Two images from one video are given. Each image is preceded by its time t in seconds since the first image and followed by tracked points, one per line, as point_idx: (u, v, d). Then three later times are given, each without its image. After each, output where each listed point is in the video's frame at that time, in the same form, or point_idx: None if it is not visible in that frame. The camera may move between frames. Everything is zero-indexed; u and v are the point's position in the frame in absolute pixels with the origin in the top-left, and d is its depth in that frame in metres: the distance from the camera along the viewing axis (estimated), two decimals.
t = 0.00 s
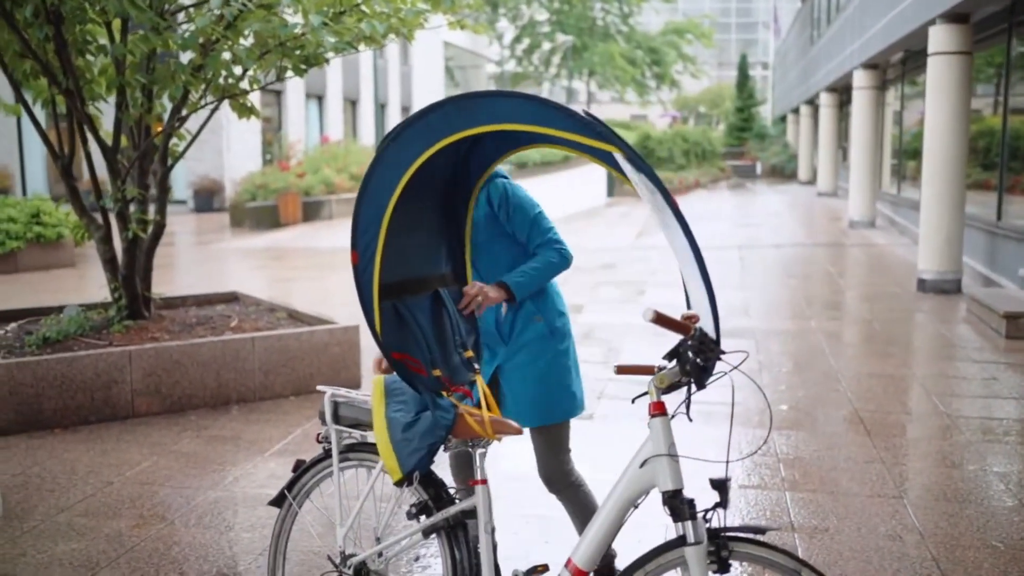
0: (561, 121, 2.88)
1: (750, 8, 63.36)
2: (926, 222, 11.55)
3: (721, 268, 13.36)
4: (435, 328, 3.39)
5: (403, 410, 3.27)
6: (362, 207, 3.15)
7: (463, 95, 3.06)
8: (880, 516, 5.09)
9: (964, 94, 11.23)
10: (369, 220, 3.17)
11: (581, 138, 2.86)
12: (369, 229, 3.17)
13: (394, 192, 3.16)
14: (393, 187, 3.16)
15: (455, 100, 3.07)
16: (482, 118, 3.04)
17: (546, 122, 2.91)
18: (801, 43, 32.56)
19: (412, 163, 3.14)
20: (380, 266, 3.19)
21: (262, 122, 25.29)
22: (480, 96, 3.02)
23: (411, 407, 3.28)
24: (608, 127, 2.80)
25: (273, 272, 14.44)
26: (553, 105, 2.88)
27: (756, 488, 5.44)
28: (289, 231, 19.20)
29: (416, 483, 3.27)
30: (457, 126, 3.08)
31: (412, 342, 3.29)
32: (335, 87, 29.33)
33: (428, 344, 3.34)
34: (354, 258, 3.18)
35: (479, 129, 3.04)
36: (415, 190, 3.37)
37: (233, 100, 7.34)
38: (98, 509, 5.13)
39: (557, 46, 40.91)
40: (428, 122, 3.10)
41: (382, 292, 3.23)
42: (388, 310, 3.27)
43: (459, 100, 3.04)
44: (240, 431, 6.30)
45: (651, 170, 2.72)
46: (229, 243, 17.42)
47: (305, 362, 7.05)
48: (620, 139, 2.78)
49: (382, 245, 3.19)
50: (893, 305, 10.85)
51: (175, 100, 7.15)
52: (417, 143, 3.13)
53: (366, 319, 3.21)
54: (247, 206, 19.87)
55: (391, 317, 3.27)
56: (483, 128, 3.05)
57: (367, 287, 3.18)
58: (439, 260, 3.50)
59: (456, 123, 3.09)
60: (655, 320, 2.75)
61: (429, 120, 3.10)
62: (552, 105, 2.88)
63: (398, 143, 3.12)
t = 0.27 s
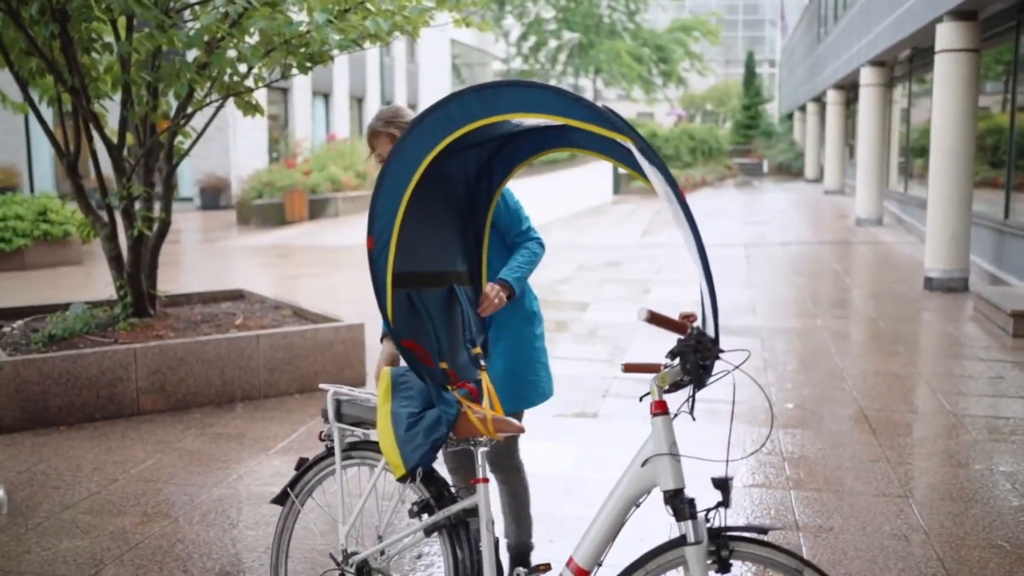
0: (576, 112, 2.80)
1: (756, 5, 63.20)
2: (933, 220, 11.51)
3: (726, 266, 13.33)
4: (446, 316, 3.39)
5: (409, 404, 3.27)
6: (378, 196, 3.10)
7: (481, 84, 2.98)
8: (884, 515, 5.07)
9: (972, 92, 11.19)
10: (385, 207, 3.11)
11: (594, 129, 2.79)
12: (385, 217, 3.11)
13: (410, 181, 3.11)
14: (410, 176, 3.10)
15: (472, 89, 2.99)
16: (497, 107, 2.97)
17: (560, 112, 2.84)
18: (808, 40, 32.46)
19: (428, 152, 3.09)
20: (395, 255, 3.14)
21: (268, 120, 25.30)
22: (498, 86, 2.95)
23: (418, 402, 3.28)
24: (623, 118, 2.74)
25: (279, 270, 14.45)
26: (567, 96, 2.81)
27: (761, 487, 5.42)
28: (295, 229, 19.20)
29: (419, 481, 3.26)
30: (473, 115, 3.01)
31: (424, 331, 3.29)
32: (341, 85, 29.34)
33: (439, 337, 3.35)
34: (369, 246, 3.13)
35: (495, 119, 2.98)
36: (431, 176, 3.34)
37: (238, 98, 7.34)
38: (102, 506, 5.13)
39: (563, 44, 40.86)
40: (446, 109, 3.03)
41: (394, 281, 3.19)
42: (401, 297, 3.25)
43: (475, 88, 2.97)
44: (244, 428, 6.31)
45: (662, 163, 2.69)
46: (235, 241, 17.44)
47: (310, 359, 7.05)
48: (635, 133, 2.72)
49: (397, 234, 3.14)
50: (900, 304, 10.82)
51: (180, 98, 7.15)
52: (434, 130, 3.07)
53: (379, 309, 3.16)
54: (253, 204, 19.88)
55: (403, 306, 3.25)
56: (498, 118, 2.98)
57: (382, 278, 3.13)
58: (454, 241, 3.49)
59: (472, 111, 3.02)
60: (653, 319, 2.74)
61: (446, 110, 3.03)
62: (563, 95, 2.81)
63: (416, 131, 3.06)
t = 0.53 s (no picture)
0: (579, 112, 2.75)
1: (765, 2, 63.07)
2: (941, 218, 11.47)
3: (734, 264, 13.31)
4: (452, 315, 3.38)
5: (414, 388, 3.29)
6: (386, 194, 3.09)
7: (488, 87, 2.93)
8: (891, 514, 5.06)
9: (981, 89, 11.14)
10: (392, 204, 3.09)
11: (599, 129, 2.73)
12: (392, 213, 3.10)
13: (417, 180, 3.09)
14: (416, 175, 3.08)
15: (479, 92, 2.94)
16: (501, 106, 2.92)
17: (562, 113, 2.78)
18: (817, 38, 32.38)
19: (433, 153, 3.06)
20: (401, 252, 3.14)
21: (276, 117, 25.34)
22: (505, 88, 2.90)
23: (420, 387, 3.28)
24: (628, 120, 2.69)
25: (286, 267, 14.47)
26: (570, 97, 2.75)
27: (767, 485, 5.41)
28: (302, 226, 19.23)
29: (423, 478, 3.26)
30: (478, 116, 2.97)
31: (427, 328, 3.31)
32: (349, 82, 29.36)
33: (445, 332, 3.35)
34: (377, 240, 3.12)
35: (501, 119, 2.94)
36: (442, 177, 3.32)
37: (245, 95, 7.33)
38: (108, 502, 5.14)
39: (571, 41, 40.84)
40: (456, 109, 2.98)
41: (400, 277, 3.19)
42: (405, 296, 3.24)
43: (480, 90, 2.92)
44: (251, 425, 6.31)
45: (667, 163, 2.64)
46: (243, 238, 17.46)
47: (316, 356, 7.06)
48: (642, 133, 2.66)
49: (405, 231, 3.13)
50: (909, 302, 10.78)
51: (187, 95, 7.15)
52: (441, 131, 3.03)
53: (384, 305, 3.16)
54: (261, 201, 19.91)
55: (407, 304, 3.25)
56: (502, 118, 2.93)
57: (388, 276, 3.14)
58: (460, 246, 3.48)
59: (482, 112, 2.96)
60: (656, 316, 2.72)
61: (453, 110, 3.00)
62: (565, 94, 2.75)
63: (424, 130, 3.02)
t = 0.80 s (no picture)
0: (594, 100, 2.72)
1: None
2: (951, 215, 11.41)
3: (741, 261, 13.28)
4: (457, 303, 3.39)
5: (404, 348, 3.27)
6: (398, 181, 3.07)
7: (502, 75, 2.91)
8: (897, 513, 5.03)
9: (990, 87, 11.09)
10: (403, 192, 3.08)
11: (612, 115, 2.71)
12: (403, 202, 3.09)
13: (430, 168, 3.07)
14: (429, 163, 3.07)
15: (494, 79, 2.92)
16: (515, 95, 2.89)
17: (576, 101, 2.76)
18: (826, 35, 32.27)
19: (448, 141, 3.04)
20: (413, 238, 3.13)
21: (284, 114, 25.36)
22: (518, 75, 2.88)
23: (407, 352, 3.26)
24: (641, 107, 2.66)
25: (294, 263, 14.48)
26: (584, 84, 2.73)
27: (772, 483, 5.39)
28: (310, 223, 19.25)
29: (424, 475, 3.25)
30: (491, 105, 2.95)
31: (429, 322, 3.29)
32: (357, 79, 29.38)
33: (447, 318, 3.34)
34: (388, 226, 3.10)
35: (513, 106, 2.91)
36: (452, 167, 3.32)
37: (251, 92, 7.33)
38: (114, 498, 5.15)
39: (580, 38, 40.79)
40: (472, 95, 2.96)
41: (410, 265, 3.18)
42: (412, 286, 3.24)
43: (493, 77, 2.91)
44: (256, 422, 6.32)
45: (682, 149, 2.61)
46: (251, 235, 17.49)
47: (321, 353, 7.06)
48: (657, 119, 2.65)
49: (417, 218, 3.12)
50: (917, 300, 10.74)
51: (194, 92, 7.15)
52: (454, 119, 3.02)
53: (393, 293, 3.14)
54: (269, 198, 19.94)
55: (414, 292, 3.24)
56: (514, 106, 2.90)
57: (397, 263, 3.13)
58: (467, 236, 3.50)
59: (496, 100, 2.94)
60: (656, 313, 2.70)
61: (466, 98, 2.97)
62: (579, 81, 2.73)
63: (436, 117, 3.01)
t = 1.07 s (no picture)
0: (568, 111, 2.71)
1: None
2: (959, 214, 11.37)
3: (749, 259, 13.25)
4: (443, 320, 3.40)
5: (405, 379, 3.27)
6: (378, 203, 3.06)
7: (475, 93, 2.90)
8: (903, 513, 5.01)
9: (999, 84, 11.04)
10: (384, 212, 3.07)
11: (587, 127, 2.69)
12: (383, 223, 3.08)
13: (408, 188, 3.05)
14: (406, 182, 3.04)
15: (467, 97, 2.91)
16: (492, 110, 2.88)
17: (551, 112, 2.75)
18: (835, 32, 32.18)
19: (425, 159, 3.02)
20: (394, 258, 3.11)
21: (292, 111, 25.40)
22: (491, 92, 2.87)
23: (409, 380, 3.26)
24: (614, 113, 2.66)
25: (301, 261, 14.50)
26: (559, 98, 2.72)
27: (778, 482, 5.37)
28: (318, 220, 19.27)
29: (427, 474, 3.24)
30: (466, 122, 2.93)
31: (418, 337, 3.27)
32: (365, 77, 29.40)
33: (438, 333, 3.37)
34: (370, 249, 3.08)
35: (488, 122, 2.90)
36: (430, 190, 3.32)
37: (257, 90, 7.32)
38: (120, 496, 5.16)
39: (587, 36, 40.77)
40: (444, 116, 2.95)
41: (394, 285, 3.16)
42: (401, 308, 3.23)
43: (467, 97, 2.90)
44: (262, 420, 6.32)
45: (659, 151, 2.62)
46: (259, 232, 17.52)
47: (327, 351, 7.06)
48: (633, 127, 2.65)
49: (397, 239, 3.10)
50: (925, 298, 10.71)
51: (200, 90, 7.15)
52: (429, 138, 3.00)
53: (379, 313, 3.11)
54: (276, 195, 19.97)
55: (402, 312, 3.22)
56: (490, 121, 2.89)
57: (381, 287, 3.10)
58: (448, 257, 3.51)
59: (469, 118, 2.93)
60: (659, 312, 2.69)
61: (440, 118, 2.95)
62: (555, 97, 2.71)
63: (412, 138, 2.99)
